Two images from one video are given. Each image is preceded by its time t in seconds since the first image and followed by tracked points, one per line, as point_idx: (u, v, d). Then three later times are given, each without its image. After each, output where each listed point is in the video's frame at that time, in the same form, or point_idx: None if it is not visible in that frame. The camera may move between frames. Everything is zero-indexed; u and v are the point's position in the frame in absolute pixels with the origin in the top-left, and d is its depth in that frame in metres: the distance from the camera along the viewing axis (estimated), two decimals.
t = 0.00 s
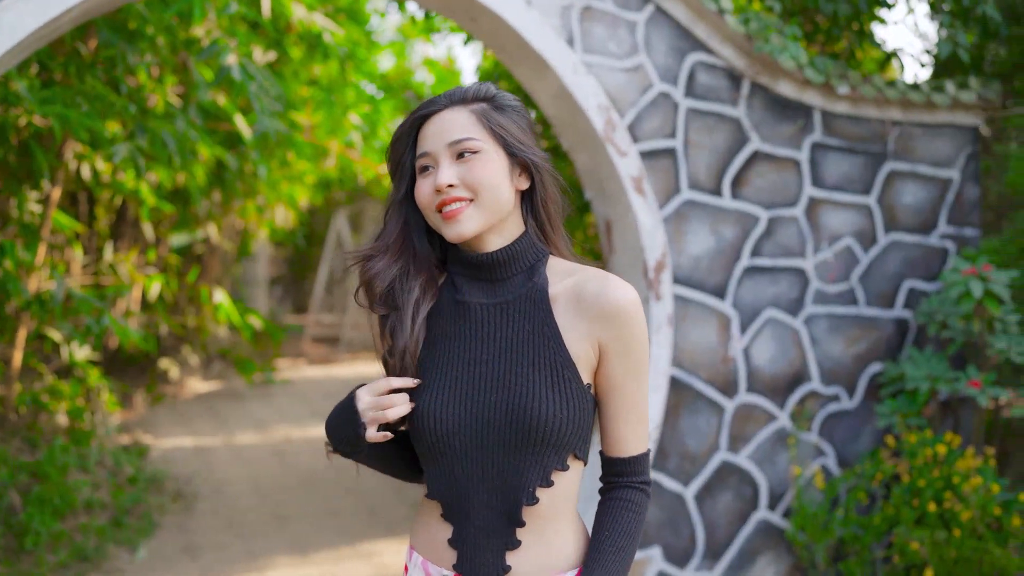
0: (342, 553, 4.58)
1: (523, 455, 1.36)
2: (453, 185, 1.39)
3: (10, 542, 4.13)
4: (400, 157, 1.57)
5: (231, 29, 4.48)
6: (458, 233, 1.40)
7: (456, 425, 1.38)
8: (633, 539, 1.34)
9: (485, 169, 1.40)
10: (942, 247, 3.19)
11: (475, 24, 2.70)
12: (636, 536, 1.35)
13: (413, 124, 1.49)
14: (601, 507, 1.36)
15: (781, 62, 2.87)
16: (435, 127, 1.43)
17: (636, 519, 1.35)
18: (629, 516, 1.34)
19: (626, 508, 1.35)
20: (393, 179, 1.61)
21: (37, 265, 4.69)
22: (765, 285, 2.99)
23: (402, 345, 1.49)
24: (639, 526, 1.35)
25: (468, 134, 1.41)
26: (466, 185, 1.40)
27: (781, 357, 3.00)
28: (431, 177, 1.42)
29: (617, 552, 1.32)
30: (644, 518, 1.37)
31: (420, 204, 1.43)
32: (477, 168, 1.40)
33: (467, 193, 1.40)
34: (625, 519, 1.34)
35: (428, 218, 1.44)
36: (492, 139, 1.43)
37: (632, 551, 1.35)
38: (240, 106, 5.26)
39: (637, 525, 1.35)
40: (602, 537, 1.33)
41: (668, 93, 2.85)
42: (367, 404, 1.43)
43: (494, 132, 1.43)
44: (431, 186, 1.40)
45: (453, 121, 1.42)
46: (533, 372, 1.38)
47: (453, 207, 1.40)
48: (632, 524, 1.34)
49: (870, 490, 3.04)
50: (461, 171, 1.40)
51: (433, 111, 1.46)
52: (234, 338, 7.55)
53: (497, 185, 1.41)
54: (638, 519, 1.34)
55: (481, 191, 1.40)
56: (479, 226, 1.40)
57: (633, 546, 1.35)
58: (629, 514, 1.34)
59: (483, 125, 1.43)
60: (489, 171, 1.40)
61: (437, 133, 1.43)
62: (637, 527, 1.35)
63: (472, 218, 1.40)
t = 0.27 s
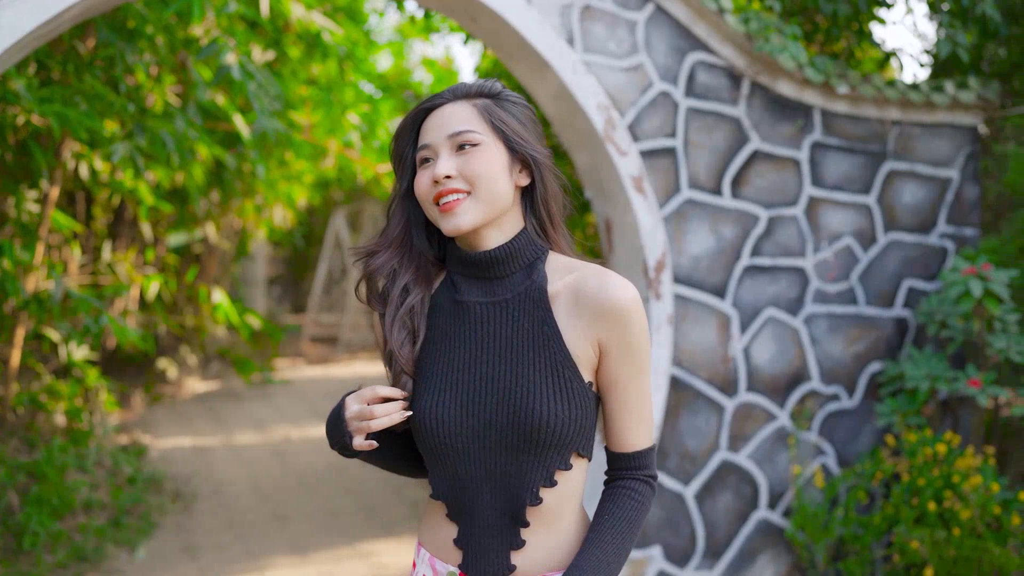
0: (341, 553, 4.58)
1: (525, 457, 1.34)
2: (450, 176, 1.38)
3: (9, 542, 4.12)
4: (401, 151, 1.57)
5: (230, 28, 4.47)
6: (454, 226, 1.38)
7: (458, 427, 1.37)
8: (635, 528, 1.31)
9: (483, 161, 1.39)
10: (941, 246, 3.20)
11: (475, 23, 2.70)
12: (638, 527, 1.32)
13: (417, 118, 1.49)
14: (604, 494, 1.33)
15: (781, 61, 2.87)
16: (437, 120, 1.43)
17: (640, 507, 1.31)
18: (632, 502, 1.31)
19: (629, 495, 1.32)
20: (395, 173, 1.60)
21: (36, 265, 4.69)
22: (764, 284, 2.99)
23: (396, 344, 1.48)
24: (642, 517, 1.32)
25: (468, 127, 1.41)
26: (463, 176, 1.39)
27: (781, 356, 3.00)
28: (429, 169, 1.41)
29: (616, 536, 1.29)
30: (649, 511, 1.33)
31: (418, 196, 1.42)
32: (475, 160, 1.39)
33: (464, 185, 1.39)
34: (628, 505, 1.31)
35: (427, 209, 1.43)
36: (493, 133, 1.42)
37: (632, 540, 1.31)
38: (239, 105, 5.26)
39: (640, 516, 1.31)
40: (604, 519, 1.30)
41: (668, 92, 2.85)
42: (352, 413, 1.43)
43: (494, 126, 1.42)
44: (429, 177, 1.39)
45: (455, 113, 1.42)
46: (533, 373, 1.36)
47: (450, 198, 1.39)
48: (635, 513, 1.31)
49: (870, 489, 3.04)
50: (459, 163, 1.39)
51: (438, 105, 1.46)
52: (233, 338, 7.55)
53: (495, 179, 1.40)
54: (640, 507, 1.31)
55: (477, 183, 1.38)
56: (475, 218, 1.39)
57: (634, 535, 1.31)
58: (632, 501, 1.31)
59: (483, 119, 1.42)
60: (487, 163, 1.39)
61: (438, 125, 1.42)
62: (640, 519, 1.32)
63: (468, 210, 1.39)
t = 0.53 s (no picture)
0: (341, 553, 4.57)
1: (523, 456, 1.33)
2: (446, 170, 1.37)
3: (9, 542, 4.12)
4: (402, 145, 1.57)
5: (230, 27, 4.47)
6: (449, 220, 1.37)
7: (457, 428, 1.36)
8: (635, 514, 1.28)
9: (480, 155, 1.38)
10: (942, 245, 3.19)
11: (476, 22, 2.70)
12: (638, 514, 1.29)
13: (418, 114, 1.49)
14: (609, 474, 1.31)
15: (782, 60, 2.87)
16: (436, 114, 1.42)
17: (642, 493, 1.28)
18: (636, 486, 1.28)
19: (632, 479, 1.29)
20: (396, 165, 1.60)
21: (36, 264, 4.69)
22: (765, 283, 2.99)
23: (389, 342, 1.47)
24: (644, 505, 1.29)
25: (467, 121, 1.40)
26: (460, 170, 1.37)
27: (782, 355, 3.00)
28: (426, 162, 1.40)
29: (616, 515, 1.26)
30: (652, 502, 1.30)
31: (414, 190, 1.41)
32: (472, 154, 1.38)
33: (460, 179, 1.38)
34: (630, 488, 1.28)
35: (423, 203, 1.42)
36: (490, 128, 1.41)
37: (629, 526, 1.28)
38: (239, 105, 5.26)
39: (643, 503, 1.28)
40: (607, 495, 1.27)
41: (669, 91, 2.85)
42: (345, 426, 1.42)
43: (494, 122, 1.42)
44: (425, 170, 1.38)
45: (455, 108, 1.41)
46: (530, 372, 1.35)
47: (445, 192, 1.38)
48: (638, 499, 1.28)
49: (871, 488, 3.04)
50: (455, 157, 1.38)
51: (438, 100, 1.45)
52: (233, 338, 7.55)
53: (491, 174, 1.38)
54: (643, 494, 1.28)
55: (473, 178, 1.37)
56: (471, 213, 1.37)
57: (633, 521, 1.28)
58: (635, 485, 1.28)
59: (483, 114, 1.42)
60: (483, 158, 1.38)
61: (437, 120, 1.42)
62: (642, 508, 1.29)
63: (463, 205, 1.37)
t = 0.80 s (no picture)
0: (341, 552, 4.57)
1: (516, 453, 1.32)
2: (442, 165, 1.37)
3: (10, 541, 4.12)
4: (403, 139, 1.57)
5: (232, 26, 4.46)
6: (443, 216, 1.36)
7: (449, 426, 1.36)
8: (625, 504, 1.27)
9: (476, 152, 1.37)
10: (943, 244, 3.19)
11: (478, 21, 2.70)
12: (629, 507, 1.28)
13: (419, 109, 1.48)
14: (612, 460, 1.31)
15: (784, 59, 2.87)
16: (435, 109, 1.42)
17: (638, 484, 1.27)
18: (634, 474, 1.28)
19: (630, 467, 1.28)
20: (397, 159, 1.60)
21: (37, 264, 4.70)
22: (767, 282, 2.99)
23: (387, 339, 1.47)
24: (638, 498, 1.28)
25: (466, 117, 1.39)
26: (455, 166, 1.37)
27: (783, 354, 3.00)
28: (423, 157, 1.40)
29: (605, 495, 1.25)
30: (647, 500, 1.29)
31: (411, 184, 1.41)
32: (469, 150, 1.37)
33: (455, 175, 1.37)
34: (627, 475, 1.28)
35: (419, 198, 1.41)
36: (488, 125, 1.41)
37: (616, 515, 1.27)
38: (240, 104, 5.27)
39: (637, 495, 1.28)
40: (604, 475, 1.27)
41: (671, 90, 2.85)
42: (345, 460, 1.38)
43: (492, 118, 1.41)
44: (421, 165, 1.38)
45: (454, 104, 1.41)
46: (521, 367, 1.34)
47: (440, 188, 1.37)
48: (633, 489, 1.27)
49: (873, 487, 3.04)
50: (451, 152, 1.38)
51: (439, 95, 1.45)
52: (234, 338, 7.54)
53: (486, 170, 1.38)
54: (636, 486, 1.27)
55: (468, 174, 1.36)
56: (465, 209, 1.37)
57: (621, 511, 1.27)
58: (633, 474, 1.28)
59: (482, 110, 1.41)
60: (480, 154, 1.37)
61: (436, 115, 1.41)
62: (635, 502, 1.28)
63: (457, 201, 1.37)
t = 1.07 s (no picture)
0: (342, 552, 4.58)
1: (499, 451, 1.29)
2: (438, 160, 1.34)
3: (11, 541, 4.13)
4: (406, 134, 1.57)
5: (232, 26, 4.46)
6: (434, 210, 1.34)
7: (434, 423, 1.33)
8: (604, 503, 1.22)
9: (474, 148, 1.35)
10: (944, 244, 3.19)
11: (479, 20, 2.70)
12: (609, 508, 1.23)
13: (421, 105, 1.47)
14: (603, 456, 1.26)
15: (785, 58, 2.87)
16: (435, 105, 1.41)
17: (622, 483, 1.22)
18: (619, 473, 1.23)
19: (616, 464, 1.24)
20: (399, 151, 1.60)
21: (38, 264, 4.70)
22: (767, 281, 2.98)
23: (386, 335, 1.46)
24: (620, 499, 1.23)
25: (466, 114, 1.38)
26: (451, 162, 1.34)
27: (784, 353, 3.00)
28: (420, 151, 1.38)
29: (582, 488, 1.21)
30: (633, 504, 1.24)
31: (407, 178, 1.39)
32: (466, 146, 1.35)
33: (451, 171, 1.34)
34: (611, 472, 1.23)
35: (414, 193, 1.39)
36: (488, 123, 1.39)
37: (593, 513, 1.23)
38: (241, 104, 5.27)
39: (621, 496, 1.22)
40: (587, 468, 1.23)
41: (672, 89, 2.85)
42: (357, 489, 1.39)
43: (492, 116, 1.39)
44: (418, 159, 1.35)
45: (454, 100, 1.39)
46: (506, 364, 1.31)
47: (434, 182, 1.35)
48: (616, 489, 1.22)
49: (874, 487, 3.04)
50: (449, 148, 1.35)
51: (442, 91, 1.43)
52: (235, 337, 7.54)
53: (482, 168, 1.35)
54: (618, 483, 1.22)
55: (463, 170, 1.34)
56: (458, 205, 1.34)
57: (599, 510, 1.23)
58: (619, 472, 1.23)
59: (482, 108, 1.39)
60: (477, 151, 1.35)
61: (436, 110, 1.40)
62: (617, 504, 1.23)
63: (450, 197, 1.34)
